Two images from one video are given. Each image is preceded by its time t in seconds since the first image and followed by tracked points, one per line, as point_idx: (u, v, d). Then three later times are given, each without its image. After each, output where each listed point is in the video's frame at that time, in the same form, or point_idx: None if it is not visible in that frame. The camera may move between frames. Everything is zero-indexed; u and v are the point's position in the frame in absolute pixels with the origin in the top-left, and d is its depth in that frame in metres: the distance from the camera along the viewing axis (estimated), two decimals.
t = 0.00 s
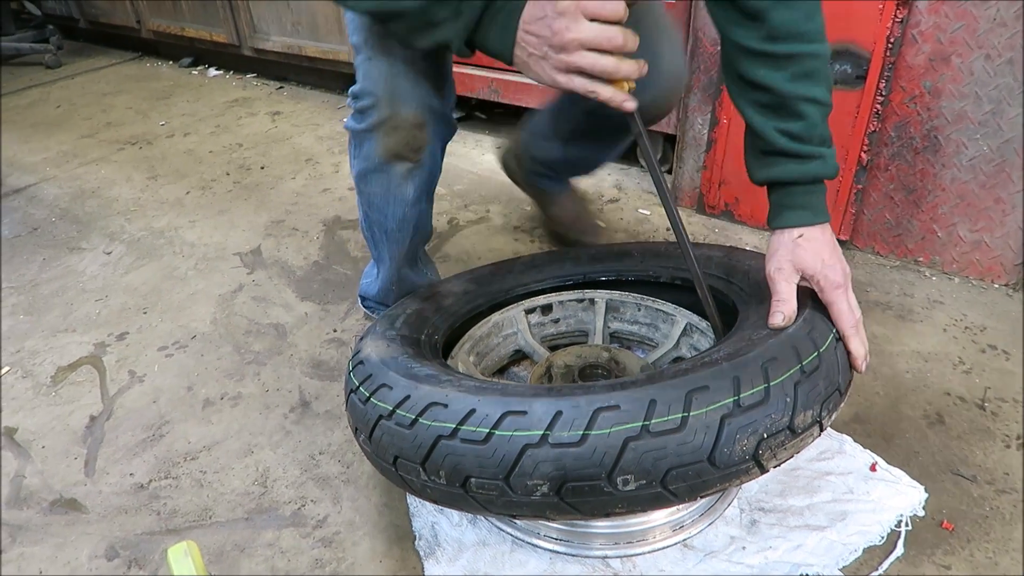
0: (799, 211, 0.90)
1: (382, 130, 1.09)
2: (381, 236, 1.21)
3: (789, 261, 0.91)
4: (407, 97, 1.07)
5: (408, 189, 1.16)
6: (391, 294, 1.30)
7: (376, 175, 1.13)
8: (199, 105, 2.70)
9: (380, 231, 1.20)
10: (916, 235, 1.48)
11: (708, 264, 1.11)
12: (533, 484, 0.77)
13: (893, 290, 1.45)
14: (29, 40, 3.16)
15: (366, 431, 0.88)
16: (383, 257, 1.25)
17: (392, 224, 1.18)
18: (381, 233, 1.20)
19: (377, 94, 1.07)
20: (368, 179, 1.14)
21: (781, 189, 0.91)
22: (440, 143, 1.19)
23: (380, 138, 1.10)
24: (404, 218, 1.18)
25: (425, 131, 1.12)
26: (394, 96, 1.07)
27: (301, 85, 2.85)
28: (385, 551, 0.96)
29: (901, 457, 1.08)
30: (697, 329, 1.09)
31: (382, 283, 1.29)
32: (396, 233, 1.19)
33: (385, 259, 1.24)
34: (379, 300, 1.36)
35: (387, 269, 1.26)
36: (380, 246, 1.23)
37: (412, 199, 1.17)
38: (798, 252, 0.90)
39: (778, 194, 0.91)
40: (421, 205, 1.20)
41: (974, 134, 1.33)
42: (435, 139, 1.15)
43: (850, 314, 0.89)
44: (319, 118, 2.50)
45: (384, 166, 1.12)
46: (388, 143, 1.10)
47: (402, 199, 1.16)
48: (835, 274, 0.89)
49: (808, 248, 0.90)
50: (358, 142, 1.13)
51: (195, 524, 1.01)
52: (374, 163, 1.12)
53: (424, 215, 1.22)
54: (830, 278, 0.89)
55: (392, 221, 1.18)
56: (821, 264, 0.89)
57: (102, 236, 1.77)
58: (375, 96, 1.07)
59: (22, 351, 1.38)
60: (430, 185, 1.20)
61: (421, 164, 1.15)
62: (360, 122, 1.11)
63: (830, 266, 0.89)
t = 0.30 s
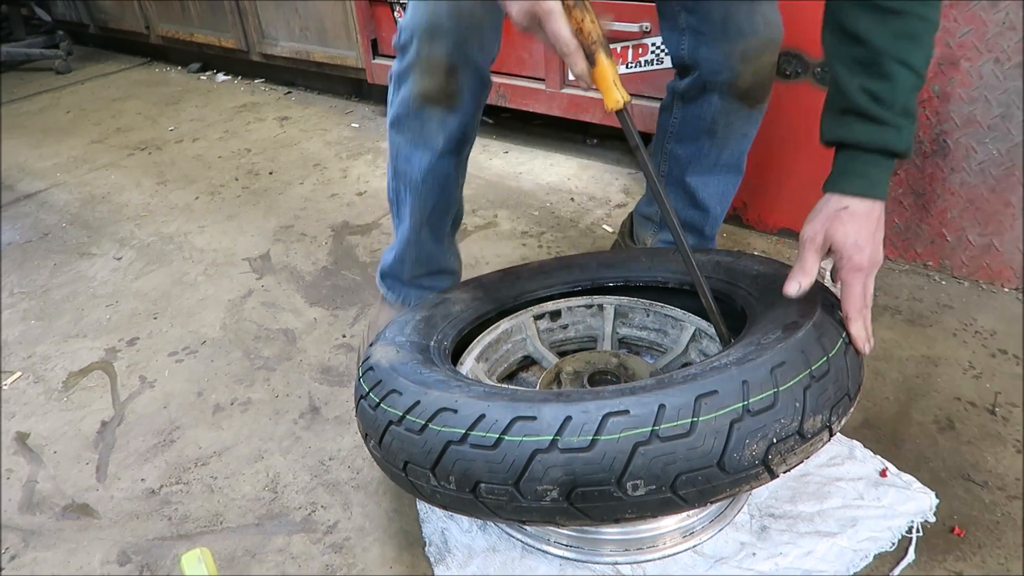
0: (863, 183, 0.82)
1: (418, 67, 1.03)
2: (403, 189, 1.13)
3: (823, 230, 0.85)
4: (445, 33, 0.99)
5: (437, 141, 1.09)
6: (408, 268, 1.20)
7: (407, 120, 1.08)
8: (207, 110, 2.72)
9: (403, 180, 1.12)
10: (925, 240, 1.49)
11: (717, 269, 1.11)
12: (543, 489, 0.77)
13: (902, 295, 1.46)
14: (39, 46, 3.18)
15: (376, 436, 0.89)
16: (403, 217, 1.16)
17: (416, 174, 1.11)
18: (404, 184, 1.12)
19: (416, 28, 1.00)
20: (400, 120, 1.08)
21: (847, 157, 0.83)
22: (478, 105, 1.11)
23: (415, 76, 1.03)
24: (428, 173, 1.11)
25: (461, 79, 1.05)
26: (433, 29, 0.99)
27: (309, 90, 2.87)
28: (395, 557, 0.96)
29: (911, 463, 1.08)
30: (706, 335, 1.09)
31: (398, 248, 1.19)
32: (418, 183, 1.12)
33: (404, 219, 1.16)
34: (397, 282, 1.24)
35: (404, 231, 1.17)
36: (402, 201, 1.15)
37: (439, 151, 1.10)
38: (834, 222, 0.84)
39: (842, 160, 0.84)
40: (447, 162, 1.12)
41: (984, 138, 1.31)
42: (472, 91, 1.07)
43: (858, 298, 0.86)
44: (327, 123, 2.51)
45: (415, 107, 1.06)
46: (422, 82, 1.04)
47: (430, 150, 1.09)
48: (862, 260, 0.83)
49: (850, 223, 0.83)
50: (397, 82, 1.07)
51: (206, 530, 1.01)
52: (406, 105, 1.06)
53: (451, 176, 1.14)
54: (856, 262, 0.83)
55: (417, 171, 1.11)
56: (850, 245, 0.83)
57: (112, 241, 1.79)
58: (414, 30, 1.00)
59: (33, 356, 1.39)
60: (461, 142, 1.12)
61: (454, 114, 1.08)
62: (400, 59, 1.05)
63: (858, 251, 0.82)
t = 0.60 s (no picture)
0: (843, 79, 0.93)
1: None
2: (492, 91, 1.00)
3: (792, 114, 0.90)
4: None
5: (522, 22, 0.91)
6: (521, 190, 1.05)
7: None
8: (217, 109, 2.73)
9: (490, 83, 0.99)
10: (934, 246, 1.49)
11: (726, 272, 1.11)
12: (553, 491, 0.77)
13: (910, 301, 1.46)
14: (50, 44, 3.20)
15: (386, 436, 0.89)
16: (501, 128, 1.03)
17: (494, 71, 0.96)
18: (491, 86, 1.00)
19: None
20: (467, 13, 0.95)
21: (833, 46, 0.96)
22: None
23: None
24: (532, 55, 0.93)
25: None
26: None
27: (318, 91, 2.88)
28: (402, 557, 0.96)
29: (919, 469, 1.08)
30: (715, 338, 1.09)
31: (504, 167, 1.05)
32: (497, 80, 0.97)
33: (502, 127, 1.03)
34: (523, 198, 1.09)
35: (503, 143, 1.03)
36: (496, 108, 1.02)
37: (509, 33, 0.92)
38: (807, 113, 0.90)
39: (825, 51, 0.96)
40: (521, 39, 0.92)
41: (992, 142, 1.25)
42: None
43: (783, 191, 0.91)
44: (335, 123, 2.52)
45: None
46: None
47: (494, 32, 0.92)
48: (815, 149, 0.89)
49: (812, 119, 0.90)
50: None
51: (213, 527, 1.02)
52: None
53: (535, 64, 0.95)
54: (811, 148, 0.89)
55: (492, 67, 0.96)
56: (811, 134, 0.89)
57: (122, 239, 1.80)
58: None
59: (43, 352, 1.39)
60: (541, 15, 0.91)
61: None
62: None
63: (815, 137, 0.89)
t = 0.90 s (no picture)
0: None
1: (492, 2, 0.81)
2: (499, 188, 0.87)
3: (703, 37, 0.76)
4: None
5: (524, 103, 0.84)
6: (520, 301, 0.93)
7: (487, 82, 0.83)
8: (218, 108, 2.73)
9: (498, 178, 0.86)
10: (935, 249, 1.49)
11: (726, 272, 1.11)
12: (551, 491, 0.77)
13: (910, 304, 1.46)
14: (52, 41, 3.20)
15: (384, 436, 0.89)
16: (497, 236, 0.89)
17: (511, 161, 0.85)
18: (499, 181, 0.86)
19: None
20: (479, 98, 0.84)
21: None
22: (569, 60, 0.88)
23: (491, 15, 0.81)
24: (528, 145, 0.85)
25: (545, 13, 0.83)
26: None
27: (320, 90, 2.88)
28: (398, 556, 0.96)
29: (918, 472, 1.07)
30: (713, 339, 1.09)
31: (499, 280, 0.91)
32: (515, 172, 0.86)
33: (499, 236, 0.89)
34: (504, 321, 0.97)
35: (504, 251, 0.89)
36: (495, 211, 0.88)
37: (532, 119, 0.85)
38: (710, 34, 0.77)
39: None
40: (542, 126, 0.86)
41: (996, 149, 1.31)
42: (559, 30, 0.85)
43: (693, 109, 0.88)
44: (336, 122, 2.52)
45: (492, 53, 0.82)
46: (504, 23, 0.81)
47: (519, 117, 0.84)
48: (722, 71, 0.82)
49: (726, 42, 0.78)
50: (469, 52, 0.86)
51: (210, 526, 1.01)
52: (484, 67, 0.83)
53: (551, 157, 0.88)
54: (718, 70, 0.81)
55: (510, 156, 0.85)
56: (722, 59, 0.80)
57: (121, 236, 1.79)
58: None
59: (41, 349, 1.39)
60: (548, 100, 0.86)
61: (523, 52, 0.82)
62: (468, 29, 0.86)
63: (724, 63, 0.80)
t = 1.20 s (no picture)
0: None
1: (469, 50, 0.80)
2: (487, 227, 0.87)
3: (747, 30, 0.76)
4: (497, 2, 0.78)
5: (512, 146, 0.83)
6: (517, 324, 0.94)
7: (470, 128, 0.83)
8: (218, 118, 2.74)
9: (486, 218, 0.87)
10: (932, 257, 1.49)
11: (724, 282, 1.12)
12: (554, 502, 0.77)
13: (909, 311, 1.46)
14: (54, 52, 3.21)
15: (387, 446, 0.89)
16: (489, 269, 0.90)
17: (497, 203, 0.85)
18: (487, 220, 0.87)
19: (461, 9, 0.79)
20: (461, 144, 0.85)
21: None
22: (556, 93, 0.86)
23: (469, 62, 0.80)
24: (519, 184, 0.85)
25: (527, 54, 0.80)
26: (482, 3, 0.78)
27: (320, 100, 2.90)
28: (400, 566, 0.96)
29: (918, 479, 1.08)
30: (713, 347, 1.09)
31: (495, 309, 0.93)
32: (502, 212, 0.86)
33: (490, 268, 0.90)
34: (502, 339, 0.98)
35: (497, 284, 0.90)
36: (485, 246, 0.89)
37: (518, 161, 0.84)
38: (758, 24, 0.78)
39: None
40: (531, 166, 0.85)
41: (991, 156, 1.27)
42: (544, 67, 0.83)
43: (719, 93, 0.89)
44: (336, 132, 2.54)
45: (472, 101, 0.82)
46: (482, 69, 0.80)
47: (502, 161, 0.83)
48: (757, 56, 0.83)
49: (764, 31, 0.79)
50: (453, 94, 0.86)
51: (212, 535, 1.01)
52: (467, 114, 0.83)
53: (543, 191, 0.87)
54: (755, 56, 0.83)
55: (496, 198, 0.85)
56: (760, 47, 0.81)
57: (122, 247, 1.80)
58: (457, 13, 0.80)
59: (43, 359, 1.39)
60: (538, 137, 0.85)
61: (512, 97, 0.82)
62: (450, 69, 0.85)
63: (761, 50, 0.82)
